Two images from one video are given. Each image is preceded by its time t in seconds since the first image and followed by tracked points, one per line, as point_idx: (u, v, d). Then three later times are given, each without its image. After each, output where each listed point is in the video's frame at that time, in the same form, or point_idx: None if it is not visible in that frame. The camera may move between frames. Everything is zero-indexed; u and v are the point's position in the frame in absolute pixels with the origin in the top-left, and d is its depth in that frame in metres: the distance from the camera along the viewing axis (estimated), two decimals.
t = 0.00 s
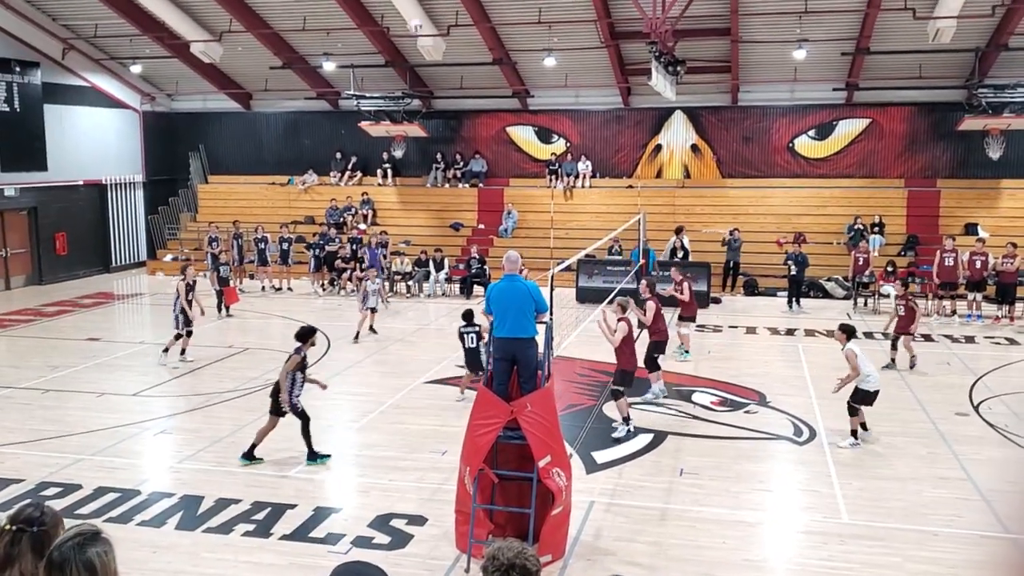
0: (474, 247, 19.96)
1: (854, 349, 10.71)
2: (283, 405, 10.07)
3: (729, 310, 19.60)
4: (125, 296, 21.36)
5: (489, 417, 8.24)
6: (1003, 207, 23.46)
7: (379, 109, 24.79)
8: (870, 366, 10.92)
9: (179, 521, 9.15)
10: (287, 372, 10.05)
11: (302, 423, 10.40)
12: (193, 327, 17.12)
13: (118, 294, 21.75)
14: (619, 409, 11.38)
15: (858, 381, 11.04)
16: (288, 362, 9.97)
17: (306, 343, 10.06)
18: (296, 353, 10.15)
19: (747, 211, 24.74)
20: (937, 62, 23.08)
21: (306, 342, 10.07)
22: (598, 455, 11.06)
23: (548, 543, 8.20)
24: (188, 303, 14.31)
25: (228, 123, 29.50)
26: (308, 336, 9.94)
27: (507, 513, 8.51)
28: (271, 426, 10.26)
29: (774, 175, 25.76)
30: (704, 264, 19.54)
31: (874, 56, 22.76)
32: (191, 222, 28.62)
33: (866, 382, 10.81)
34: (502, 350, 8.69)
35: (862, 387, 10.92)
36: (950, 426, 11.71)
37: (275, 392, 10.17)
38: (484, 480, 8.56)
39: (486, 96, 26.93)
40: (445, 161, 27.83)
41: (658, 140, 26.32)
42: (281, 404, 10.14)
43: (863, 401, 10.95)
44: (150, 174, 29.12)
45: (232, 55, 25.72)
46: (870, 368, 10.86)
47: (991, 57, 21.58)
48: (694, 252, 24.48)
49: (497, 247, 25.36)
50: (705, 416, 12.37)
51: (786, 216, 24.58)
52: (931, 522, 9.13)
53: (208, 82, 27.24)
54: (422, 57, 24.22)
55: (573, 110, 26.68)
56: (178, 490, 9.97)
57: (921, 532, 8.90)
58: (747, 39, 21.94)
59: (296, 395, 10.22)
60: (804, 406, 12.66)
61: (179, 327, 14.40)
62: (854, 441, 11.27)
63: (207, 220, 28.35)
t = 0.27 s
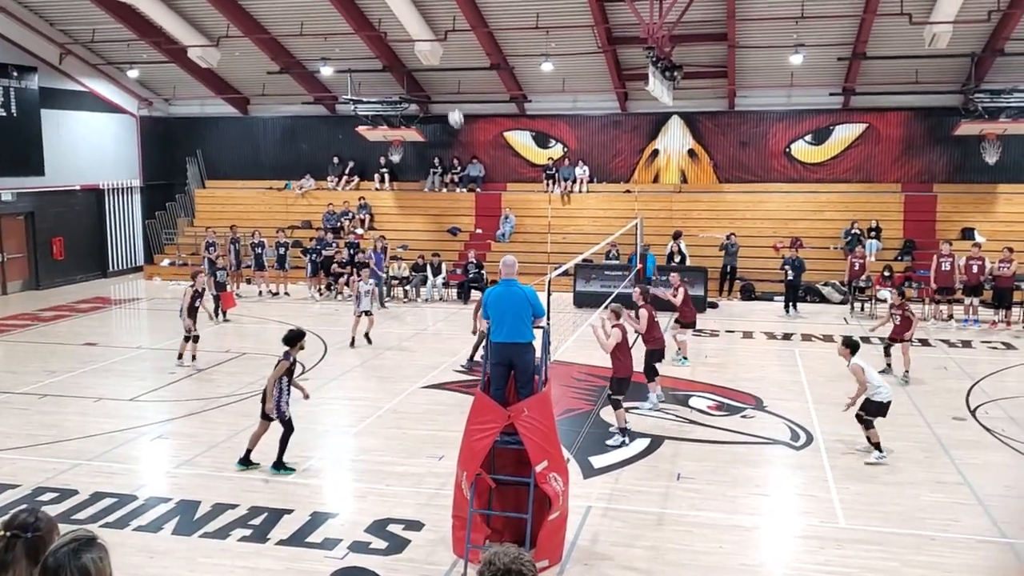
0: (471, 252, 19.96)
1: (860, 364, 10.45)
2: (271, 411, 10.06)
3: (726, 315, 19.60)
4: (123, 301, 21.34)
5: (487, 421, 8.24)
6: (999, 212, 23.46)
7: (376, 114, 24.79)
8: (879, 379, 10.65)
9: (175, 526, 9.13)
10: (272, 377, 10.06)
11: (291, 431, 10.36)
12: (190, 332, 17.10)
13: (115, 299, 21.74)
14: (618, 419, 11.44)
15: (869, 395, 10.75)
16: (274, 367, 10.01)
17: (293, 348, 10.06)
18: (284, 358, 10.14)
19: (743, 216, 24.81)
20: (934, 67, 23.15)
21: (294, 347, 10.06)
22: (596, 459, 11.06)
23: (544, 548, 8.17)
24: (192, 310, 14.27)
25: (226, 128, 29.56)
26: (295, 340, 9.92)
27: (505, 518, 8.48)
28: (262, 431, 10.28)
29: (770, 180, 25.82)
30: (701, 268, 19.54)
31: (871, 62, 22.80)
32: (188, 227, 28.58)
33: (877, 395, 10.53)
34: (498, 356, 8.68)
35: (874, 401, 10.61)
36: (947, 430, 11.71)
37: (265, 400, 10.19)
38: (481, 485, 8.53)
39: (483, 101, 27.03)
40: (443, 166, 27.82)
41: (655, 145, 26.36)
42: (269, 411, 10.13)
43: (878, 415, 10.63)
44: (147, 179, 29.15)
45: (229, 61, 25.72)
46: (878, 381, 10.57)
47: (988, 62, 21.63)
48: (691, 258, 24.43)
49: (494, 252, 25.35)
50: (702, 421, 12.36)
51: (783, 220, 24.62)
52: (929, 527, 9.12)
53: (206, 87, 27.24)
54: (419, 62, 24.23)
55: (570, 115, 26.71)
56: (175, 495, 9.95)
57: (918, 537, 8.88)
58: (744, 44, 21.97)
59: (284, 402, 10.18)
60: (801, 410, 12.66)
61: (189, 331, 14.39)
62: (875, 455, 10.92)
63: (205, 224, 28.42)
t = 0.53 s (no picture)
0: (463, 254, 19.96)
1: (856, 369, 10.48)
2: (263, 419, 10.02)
3: (718, 317, 19.65)
4: (113, 304, 21.28)
5: (479, 424, 8.18)
6: (989, 214, 23.51)
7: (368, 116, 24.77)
8: (878, 384, 10.63)
9: (167, 529, 9.11)
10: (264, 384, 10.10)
11: (280, 440, 10.30)
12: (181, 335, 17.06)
13: (106, 302, 21.66)
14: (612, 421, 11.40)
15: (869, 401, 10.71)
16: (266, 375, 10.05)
17: (287, 357, 10.04)
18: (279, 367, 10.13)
19: (735, 218, 24.74)
20: (924, 70, 23.30)
21: (288, 355, 10.05)
22: (588, 461, 11.07)
23: (537, 550, 8.15)
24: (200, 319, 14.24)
25: (217, 129, 29.49)
26: (287, 349, 9.91)
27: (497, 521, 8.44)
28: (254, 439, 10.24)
29: (762, 183, 25.88)
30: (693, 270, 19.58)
31: (861, 64, 22.87)
32: (179, 229, 28.50)
33: (877, 400, 10.49)
34: (490, 359, 8.65)
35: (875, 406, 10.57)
36: (937, 432, 11.77)
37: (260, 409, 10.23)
38: (473, 487, 8.49)
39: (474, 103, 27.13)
40: (434, 168, 27.80)
41: (646, 147, 26.38)
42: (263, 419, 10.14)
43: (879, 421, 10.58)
44: (138, 180, 29.07)
45: (220, 62, 25.66)
46: (878, 386, 10.55)
47: (978, 65, 21.71)
48: (683, 260, 24.57)
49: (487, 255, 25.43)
50: (693, 422, 12.38)
51: (774, 222, 24.61)
52: (919, 528, 9.15)
53: (196, 88, 27.16)
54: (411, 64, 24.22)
55: (562, 117, 26.75)
56: (166, 498, 9.92)
57: (908, 538, 8.91)
58: (735, 46, 22.00)
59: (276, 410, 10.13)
60: (792, 412, 12.70)
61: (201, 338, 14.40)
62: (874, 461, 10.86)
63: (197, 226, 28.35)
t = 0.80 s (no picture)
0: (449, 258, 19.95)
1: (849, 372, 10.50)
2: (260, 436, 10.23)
3: (704, 319, 19.70)
4: (97, 308, 21.14)
5: (465, 428, 8.13)
6: (972, 217, 23.74)
7: (354, 119, 24.76)
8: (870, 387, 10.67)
9: (151, 535, 9.05)
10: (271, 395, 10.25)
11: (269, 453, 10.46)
12: (165, 340, 16.97)
13: (89, 306, 21.52)
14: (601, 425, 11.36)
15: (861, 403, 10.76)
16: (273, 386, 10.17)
17: (292, 371, 10.03)
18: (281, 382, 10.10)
19: (721, 221, 24.85)
20: (907, 73, 23.22)
21: (294, 371, 10.05)
22: (574, 464, 11.07)
23: (524, 554, 8.11)
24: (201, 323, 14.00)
25: (201, 132, 29.41)
26: (291, 364, 9.91)
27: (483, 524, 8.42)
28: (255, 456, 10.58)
29: (746, 186, 26.08)
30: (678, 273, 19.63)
31: (845, 68, 23.01)
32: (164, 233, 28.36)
33: (869, 402, 10.53)
34: (476, 362, 8.64)
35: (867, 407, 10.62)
36: (921, 433, 11.83)
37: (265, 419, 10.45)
38: (460, 491, 8.46)
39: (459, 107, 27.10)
40: (421, 171, 27.92)
41: (632, 151, 26.53)
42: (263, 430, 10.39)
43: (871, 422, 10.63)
44: (122, 184, 28.92)
45: (204, 65, 25.57)
46: (869, 387, 10.61)
47: (960, 69, 21.87)
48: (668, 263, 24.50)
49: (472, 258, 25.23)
50: (679, 425, 12.40)
51: (757, 225, 24.65)
52: (904, 529, 9.19)
53: (182, 93, 27.14)
54: (397, 67, 24.21)
55: (548, 120, 26.83)
56: (151, 503, 9.87)
57: (893, 539, 8.94)
58: (720, 50, 22.12)
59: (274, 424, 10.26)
60: (777, 414, 12.74)
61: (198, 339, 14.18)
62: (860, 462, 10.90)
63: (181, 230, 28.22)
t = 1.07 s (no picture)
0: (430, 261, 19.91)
1: (837, 381, 10.61)
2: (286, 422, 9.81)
3: (685, 321, 19.77)
4: (74, 312, 20.93)
5: (447, 431, 8.08)
6: (948, 219, 24.01)
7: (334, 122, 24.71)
8: (857, 395, 10.78)
9: (130, 541, 8.96)
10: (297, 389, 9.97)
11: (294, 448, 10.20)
12: (143, 344, 16.83)
13: (67, 311, 21.31)
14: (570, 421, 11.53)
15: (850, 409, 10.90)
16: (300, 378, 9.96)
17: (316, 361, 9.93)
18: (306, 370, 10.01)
19: (700, 224, 25.04)
20: (884, 77, 23.52)
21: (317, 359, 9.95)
22: (556, 467, 11.07)
23: (505, 556, 8.11)
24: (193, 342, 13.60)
25: (178, 135, 29.24)
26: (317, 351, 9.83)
27: (465, 526, 8.38)
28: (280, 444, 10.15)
29: (726, 188, 26.24)
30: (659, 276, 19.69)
31: (823, 71, 23.17)
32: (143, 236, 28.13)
33: (855, 410, 10.66)
34: (457, 365, 8.62)
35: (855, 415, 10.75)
36: (899, 433, 11.93)
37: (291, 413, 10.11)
38: (441, 494, 8.42)
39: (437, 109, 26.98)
40: (401, 174, 27.80)
41: (612, 153, 26.61)
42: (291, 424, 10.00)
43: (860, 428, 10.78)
44: (100, 187, 28.67)
45: (182, 68, 25.41)
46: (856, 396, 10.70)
47: (936, 72, 22.08)
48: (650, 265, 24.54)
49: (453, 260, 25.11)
50: (660, 426, 12.42)
51: (736, 229, 24.82)
52: (883, 529, 9.26)
53: (159, 94, 26.87)
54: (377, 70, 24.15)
55: (529, 123, 26.88)
56: (129, 509, 9.77)
57: (873, 539, 8.99)
58: (699, 53, 22.21)
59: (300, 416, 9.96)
60: (757, 416, 12.80)
61: (186, 354, 13.76)
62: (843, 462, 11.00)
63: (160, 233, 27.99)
